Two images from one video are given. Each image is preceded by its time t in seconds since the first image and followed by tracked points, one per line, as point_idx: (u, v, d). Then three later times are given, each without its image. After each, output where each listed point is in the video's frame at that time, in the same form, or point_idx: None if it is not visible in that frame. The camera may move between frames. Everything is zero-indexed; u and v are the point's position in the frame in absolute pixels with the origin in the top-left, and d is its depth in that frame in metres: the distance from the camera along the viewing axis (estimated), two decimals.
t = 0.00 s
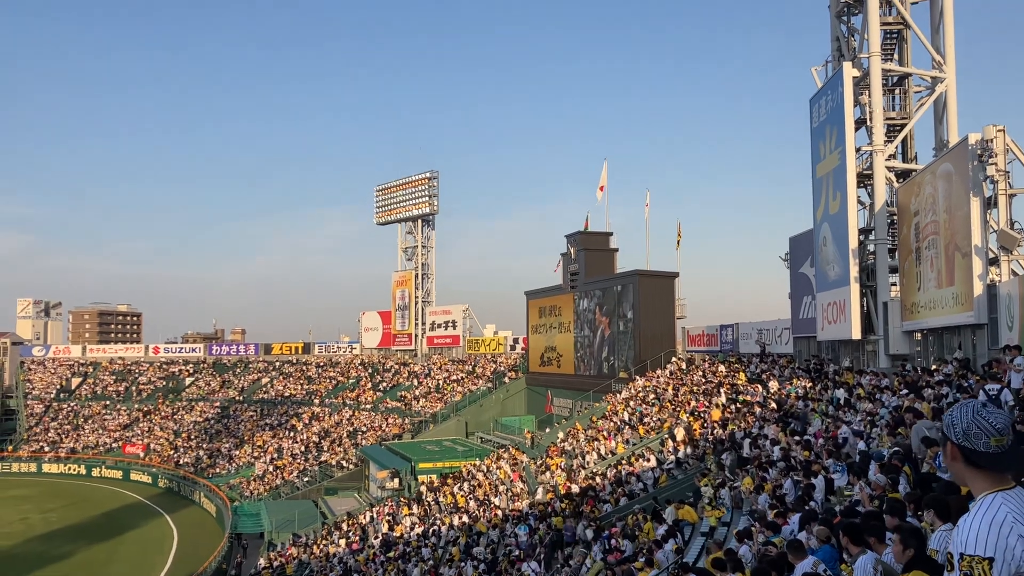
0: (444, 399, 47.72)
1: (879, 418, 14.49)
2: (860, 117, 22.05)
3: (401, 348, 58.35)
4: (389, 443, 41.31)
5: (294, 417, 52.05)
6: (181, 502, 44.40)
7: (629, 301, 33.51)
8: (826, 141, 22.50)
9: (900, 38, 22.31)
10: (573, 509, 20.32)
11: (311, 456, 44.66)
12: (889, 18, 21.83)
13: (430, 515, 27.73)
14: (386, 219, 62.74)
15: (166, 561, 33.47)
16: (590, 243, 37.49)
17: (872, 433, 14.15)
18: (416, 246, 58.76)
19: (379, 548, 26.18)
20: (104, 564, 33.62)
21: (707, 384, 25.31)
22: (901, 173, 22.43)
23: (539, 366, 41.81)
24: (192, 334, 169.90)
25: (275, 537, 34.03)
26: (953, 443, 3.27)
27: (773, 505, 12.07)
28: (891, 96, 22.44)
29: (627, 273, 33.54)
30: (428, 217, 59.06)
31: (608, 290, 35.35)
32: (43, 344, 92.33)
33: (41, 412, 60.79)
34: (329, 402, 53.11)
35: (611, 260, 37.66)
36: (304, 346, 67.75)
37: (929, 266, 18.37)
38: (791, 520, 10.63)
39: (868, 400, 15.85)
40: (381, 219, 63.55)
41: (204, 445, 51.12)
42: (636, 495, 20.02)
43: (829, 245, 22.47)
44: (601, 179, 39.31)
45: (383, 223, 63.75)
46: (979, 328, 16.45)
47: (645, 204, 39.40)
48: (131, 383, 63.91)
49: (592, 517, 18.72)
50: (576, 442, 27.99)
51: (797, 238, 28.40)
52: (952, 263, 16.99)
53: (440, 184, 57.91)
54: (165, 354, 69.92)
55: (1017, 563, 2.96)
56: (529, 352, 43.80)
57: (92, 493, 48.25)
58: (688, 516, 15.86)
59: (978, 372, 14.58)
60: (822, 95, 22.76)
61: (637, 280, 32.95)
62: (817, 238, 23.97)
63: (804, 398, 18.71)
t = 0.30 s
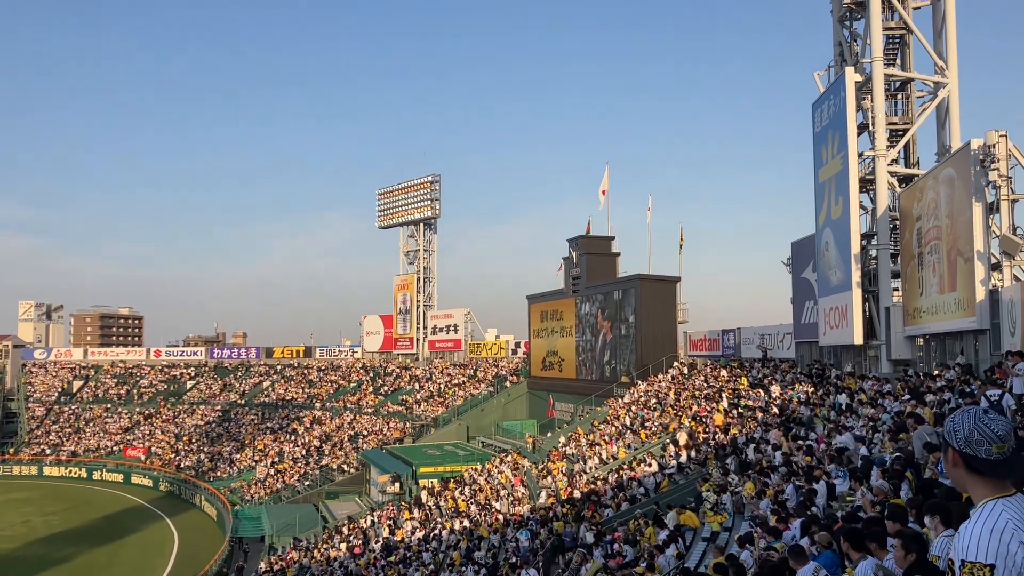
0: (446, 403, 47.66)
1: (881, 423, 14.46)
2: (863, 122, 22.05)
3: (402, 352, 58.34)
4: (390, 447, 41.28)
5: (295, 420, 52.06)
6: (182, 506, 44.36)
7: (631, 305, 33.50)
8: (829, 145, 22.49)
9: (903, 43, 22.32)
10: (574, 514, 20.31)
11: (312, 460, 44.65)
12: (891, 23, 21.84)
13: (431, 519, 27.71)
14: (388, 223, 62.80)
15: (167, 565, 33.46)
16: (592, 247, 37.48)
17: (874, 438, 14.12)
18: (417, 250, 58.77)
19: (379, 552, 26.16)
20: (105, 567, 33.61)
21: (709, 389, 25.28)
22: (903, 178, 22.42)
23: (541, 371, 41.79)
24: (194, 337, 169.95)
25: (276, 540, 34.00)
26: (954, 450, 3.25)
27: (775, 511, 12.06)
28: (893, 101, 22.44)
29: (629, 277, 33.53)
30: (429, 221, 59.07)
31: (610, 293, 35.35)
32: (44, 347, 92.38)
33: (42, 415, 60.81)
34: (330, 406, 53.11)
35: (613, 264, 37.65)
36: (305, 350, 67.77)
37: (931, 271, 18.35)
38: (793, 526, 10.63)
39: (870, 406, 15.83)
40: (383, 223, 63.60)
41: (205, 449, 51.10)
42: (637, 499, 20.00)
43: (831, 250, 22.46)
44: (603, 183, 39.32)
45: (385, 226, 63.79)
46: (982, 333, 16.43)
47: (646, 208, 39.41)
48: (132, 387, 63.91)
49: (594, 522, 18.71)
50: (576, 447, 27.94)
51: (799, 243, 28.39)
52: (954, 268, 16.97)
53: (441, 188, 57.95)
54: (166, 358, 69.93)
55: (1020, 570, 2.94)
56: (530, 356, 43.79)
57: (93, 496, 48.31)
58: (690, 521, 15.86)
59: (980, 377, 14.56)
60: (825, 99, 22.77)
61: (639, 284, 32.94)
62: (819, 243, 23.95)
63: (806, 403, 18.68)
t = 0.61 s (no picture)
0: (445, 409, 47.58)
1: (880, 429, 14.44)
2: (861, 127, 22.09)
3: (401, 358, 58.30)
4: (390, 453, 41.23)
5: (295, 427, 51.98)
6: (182, 512, 44.24)
7: (630, 311, 33.48)
8: (827, 151, 22.52)
9: (901, 49, 22.37)
10: (574, 520, 20.27)
11: (311, 467, 44.57)
12: (889, 28, 21.88)
13: (431, 526, 27.64)
14: (387, 229, 62.82)
15: (166, 572, 33.33)
16: (591, 253, 37.51)
17: (874, 443, 14.10)
18: (416, 256, 58.77)
19: (379, 559, 26.07)
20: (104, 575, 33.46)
21: (709, 394, 25.25)
22: (902, 184, 22.45)
23: (540, 377, 41.77)
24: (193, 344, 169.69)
25: (276, 547, 33.89)
26: (954, 453, 3.23)
27: (774, 516, 12.05)
28: (892, 106, 22.47)
29: (627, 283, 33.52)
30: (429, 227, 59.05)
31: (609, 299, 35.34)
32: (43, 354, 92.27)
33: (41, 423, 60.69)
34: (330, 413, 53.02)
35: (612, 270, 37.64)
36: (305, 356, 67.69)
37: (930, 276, 18.34)
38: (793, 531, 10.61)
39: (869, 411, 15.81)
40: (382, 229, 63.62)
41: (204, 455, 50.99)
42: (637, 505, 19.95)
43: (831, 255, 22.47)
44: (602, 189, 39.35)
45: (384, 233, 63.80)
46: (981, 338, 16.43)
47: (645, 214, 39.43)
48: (131, 394, 63.79)
49: (595, 528, 18.68)
50: (576, 452, 27.89)
51: (798, 248, 28.38)
52: (953, 273, 16.97)
53: (441, 194, 57.98)
54: (166, 364, 69.80)
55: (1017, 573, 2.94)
56: (530, 362, 43.80)
57: (92, 503, 48.21)
58: (690, 527, 15.85)
59: (980, 382, 14.55)
60: (823, 105, 22.81)
61: (638, 290, 32.93)
62: (818, 248, 23.97)
63: (805, 409, 18.65)
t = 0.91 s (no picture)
0: (442, 415, 47.48)
1: (878, 429, 14.43)
2: (855, 130, 22.14)
3: (398, 364, 58.21)
4: (388, 459, 41.12)
5: (292, 434, 51.82)
6: (179, 521, 44.05)
7: (627, 315, 33.52)
8: (821, 154, 22.57)
9: (894, 51, 22.44)
10: (572, 524, 20.22)
11: (309, 474, 44.42)
12: (882, 31, 21.95)
13: (429, 532, 27.56)
14: (383, 236, 62.80)
15: None
16: (587, 258, 37.54)
17: (871, 444, 14.08)
18: (412, 262, 58.73)
19: (378, 565, 25.98)
20: None
21: (706, 398, 25.24)
22: (896, 186, 22.50)
23: (537, 382, 41.74)
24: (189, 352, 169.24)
25: (274, 554, 33.72)
26: (950, 454, 3.23)
27: (772, 519, 12.03)
28: (885, 108, 22.54)
29: (623, 287, 33.59)
30: (424, 233, 58.98)
31: (605, 304, 35.36)
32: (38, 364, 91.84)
33: (37, 432, 60.41)
34: (327, 419, 52.84)
35: (608, 274, 37.66)
36: (301, 363, 67.55)
37: (925, 277, 18.37)
38: (791, 533, 10.59)
39: (866, 413, 15.78)
40: (378, 236, 63.58)
41: (201, 463, 50.79)
42: (635, 509, 19.92)
43: (826, 257, 22.50)
44: (598, 194, 39.38)
45: (380, 239, 63.78)
46: (977, 339, 16.45)
47: (640, 218, 39.48)
48: (128, 402, 63.54)
49: (594, 532, 18.64)
50: (574, 457, 27.83)
51: (793, 251, 28.42)
52: (949, 275, 16.99)
53: (436, 200, 57.98)
54: (162, 373, 69.55)
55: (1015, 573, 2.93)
56: (527, 367, 43.76)
57: (89, 512, 47.90)
58: (688, 530, 15.81)
59: (976, 383, 14.54)
60: (817, 108, 22.86)
61: (634, 294, 32.98)
62: (813, 250, 23.99)
63: (802, 411, 18.64)
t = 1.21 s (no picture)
0: (439, 421, 47.37)
1: (874, 429, 14.43)
2: (847, 131, 22.22)
3: (393, 371, 58.10)
4: (385, 466, 40.99)
5: (288, 443, 51.65)
6: (177, 531, 43.83)
7: (622, 318, 33.53)
8: (813, 156, 22.64)
9: (883, 52, 22.54)
10: (570, 530, 20.16)
11: (306, 482, 44.26)
12: (871, 32, 22.05)
13: (428, 539, 27.46)
14: (377, 242, 62.75)
15: None
16: (581, 262, 37.56)
17: (867, 444, 14.08)
18: (407, 268, 58.68)
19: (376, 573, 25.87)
20: None
21: (702, 400, 25.22)
22: (888, 186, 22.58)
23: (533, 387, 41.71)
24: (184, 361, 168.72)
25: (272, 563, 33.51)
26: (942, 454, 3.23)
27: (769, 521, 12.01)
28: (876, 109, 22.63)
29: (618, 291, 33.62)
30: (419, 239, 58.94)
31: (600, 307, 35.37)
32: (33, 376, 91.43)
33: (33, 444, 60.07)
34: (323, 427, 52.71)
35: (603, 278, 37.68)
36: (297, 372, 67.37)
37: (919, 277, 18.41)
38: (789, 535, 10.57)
39: (861, 414, 15.80)
40: (372, 242, 63.52)
41: (198, 473, 50.57)
42: (633, 513, 19.87)
43: (819, 258, 22.55)
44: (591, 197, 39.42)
45: (374, 246, 63.71)
46: (970, 338, 16.48)
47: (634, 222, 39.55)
48: (124, 413, 63.27)
49: (592, 537, 18.58)
50: (572, 462, 27.78)
51: (787, 253, 28.48)
52: (941, 274, 17.04)
53: (430, 206, 57.96)
54: (157, 383, 69.25)
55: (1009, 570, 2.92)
56: (523, 373, 43.72)
57: (85, 524, 47.67)
58: (686, 533, 15.77)
59: (970, 382, 14.56)
60: (808, 110, 22.93)
61: (629, 297, 33.02)
62: (807, 252, 24.05)
63: (798, 412, 18.63)
